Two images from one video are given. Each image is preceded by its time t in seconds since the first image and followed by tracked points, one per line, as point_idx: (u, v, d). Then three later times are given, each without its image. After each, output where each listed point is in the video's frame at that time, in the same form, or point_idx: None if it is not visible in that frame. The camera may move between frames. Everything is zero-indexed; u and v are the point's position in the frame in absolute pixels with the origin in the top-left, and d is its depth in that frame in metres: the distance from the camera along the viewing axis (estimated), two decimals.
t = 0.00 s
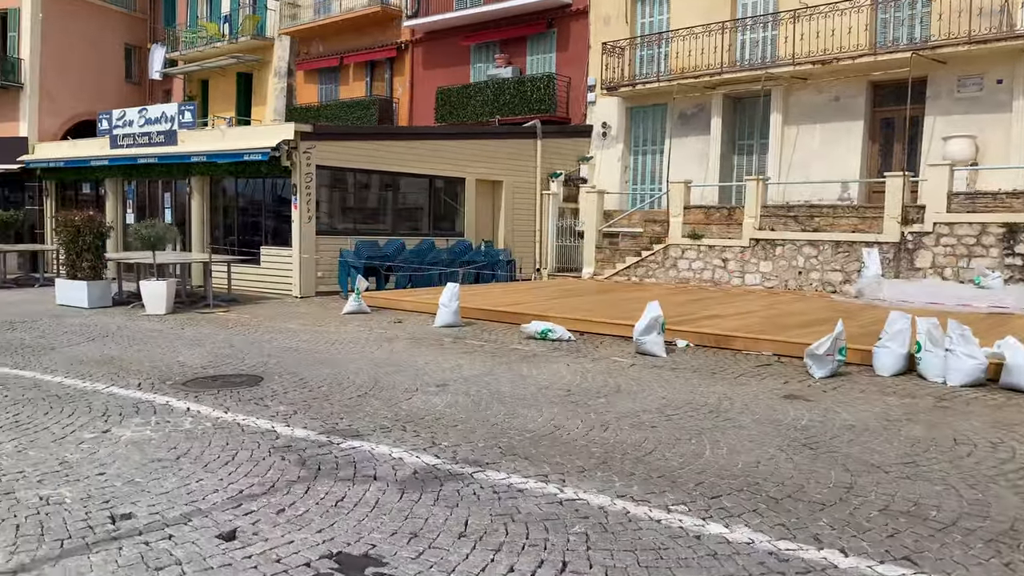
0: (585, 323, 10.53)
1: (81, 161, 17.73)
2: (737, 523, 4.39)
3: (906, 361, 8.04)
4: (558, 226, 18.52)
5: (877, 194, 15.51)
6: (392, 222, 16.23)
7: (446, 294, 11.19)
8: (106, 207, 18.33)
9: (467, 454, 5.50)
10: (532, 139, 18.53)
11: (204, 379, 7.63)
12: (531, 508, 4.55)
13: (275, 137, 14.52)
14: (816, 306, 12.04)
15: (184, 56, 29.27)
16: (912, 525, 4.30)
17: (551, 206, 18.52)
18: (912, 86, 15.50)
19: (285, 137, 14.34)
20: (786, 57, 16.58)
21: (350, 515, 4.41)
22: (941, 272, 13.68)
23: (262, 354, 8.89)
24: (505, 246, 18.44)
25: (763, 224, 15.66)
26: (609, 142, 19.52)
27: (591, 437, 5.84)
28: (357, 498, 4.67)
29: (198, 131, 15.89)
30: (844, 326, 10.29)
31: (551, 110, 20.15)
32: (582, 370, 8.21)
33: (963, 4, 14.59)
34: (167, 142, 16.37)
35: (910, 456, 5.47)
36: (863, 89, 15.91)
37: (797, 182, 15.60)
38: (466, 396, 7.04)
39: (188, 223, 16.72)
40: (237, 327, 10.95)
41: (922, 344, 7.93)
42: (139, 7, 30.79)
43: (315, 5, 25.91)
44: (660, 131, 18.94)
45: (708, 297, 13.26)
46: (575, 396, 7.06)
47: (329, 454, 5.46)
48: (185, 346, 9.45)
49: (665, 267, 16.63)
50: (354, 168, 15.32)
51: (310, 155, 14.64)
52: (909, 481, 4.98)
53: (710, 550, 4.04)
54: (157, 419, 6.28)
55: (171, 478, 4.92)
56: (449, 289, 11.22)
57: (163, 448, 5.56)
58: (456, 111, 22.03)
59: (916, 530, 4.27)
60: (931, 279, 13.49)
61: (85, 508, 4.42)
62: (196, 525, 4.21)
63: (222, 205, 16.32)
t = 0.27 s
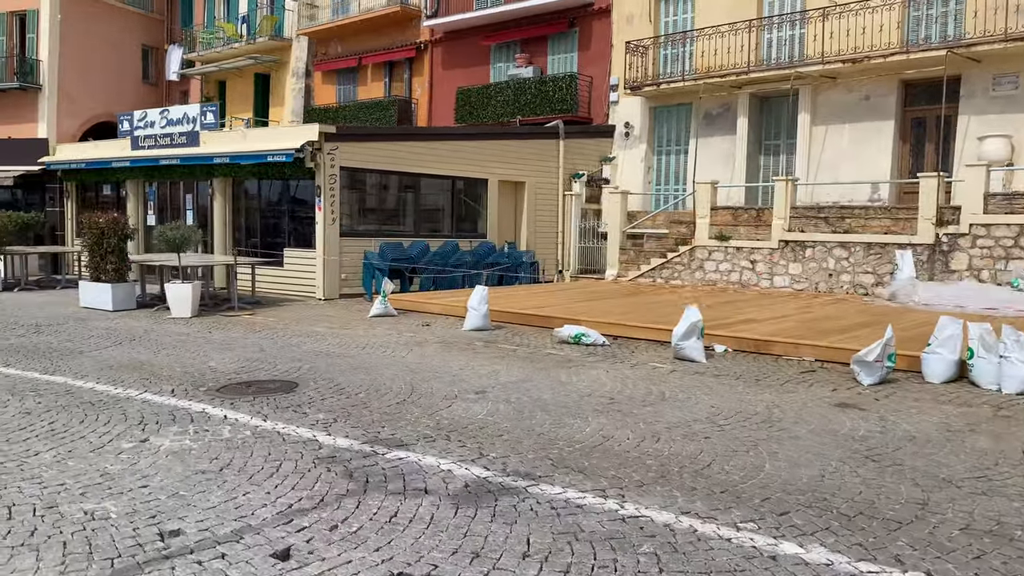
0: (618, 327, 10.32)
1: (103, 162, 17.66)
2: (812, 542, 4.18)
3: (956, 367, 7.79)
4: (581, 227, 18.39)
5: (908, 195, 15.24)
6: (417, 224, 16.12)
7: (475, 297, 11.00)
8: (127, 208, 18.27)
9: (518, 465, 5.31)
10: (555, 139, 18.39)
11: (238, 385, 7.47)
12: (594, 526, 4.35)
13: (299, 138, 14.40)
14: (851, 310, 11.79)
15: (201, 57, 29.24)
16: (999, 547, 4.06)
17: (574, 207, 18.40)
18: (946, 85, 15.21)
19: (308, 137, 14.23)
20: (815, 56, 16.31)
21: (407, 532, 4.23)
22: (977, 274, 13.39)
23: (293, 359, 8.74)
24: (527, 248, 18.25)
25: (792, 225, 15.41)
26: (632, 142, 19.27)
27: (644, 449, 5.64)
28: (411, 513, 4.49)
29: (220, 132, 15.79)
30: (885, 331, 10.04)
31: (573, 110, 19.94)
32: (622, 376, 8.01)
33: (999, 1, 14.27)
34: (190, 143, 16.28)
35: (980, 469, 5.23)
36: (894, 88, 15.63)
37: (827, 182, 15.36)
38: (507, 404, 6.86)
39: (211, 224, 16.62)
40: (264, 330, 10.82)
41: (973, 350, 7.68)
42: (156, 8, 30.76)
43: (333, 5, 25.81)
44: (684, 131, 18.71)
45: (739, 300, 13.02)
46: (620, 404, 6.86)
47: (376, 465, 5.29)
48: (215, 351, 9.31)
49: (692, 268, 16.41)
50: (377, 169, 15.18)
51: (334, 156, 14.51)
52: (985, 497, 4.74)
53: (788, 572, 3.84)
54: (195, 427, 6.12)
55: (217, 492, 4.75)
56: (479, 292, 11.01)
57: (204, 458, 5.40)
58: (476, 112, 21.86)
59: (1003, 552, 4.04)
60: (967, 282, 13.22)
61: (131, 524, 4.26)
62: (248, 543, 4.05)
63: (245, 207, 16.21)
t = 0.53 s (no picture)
0: (653, 328, 10.09)
1: (124, 162, 17.59)
2: (894, 556, 3.96)
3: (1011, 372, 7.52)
4: (604, 226, 18.09)
5: (942, 194, 14.93)
6: (442, 224, 15.97)
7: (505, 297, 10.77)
8: (148, 208, 18.19)
9: (572, 473, 5.10)
10: (578, 138, 18.16)
11: (273, 388, 7.30)
12: (662, 539, 4.14)
13: (323, 137, 14.27)
14: (889, 311, 11.52)
15: (219, 57, 29.19)
16: None
17: (597, 206, 17.99)
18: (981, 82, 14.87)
19: (333, 136, 14.10)
20: (845, 52, 16.01)
21: (466, 544, 4.03)
22: (1016, 275, 13.07)
23: (325, 361, 8.57)
24: (551, 248, 18.05)
25: (823, 224, 15.14)
26: (656, 141, 19.01)
27: (700, 456, 5.43)
28: (469, 524, 4.30)
29: (243, 131, 15.67)
30: (929, 332, 9.77)
31: (596, 108, 19.72)
32: (665, 380, 7.79)
33: None
34: (212, 142, 16.17)
35: None
36: (927, 85, 15.32)
37: (858, 181, 15.09)
38: (551, 408, 6.66)
39: (233, 224, 16.52)
40: (292, 332, 10.67)
41: None
42: (173, 8, 30.73)
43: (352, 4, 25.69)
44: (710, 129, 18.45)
45: (772, 301, 12.77)
46: (667, 408, 6.64)
47: (425, 473, 5.09)
48: (245, 352, 9.16)
49: (719, 268, 16.19)
50: (402, 168, 15.02)
51: (358, 155, 14.36)
52: None
53: None
54: (234, 432, 5.95)
55: (265, 501, 4.58)
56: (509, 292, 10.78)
57: (247, 464, 5.22)
58: (497, 110, 21.67)
59: None
60: (1005, 283, 12.91)
61: (180, 535, 4.09)
62: (303, 555, 3.87)
63: (268, 206, 16.10)
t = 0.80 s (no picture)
0: (688, 333, 9.86)
1: (144, 164, 17.49)
2: None
3: None
4: (627, 228, 17.95)
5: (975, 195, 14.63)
6: (464, 226, 15.79)
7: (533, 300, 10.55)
8: (168, 210, 18.10)
9: (627, 489, 4.89)
10: (600, 138, 17.90)
11: (306, 396, 7.12)
12: (732, 563, 3.93)
13: (346, 138, 14.13)
14: (927, 315, 11.24)
15: (236, 57, 29.12)
16: None
17: (620, 208, 17.90)
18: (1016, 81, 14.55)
19: (356, 137, 13.97)
20: (874, 51, 15.72)
21: (527, 568, 3.83)
22: None
23: (357, 367, 8.39)
24: (573, 249, 17.82)
25: (853, 226, 14.86)
26: (679, 141, 18.75)
27: (758, 471, 5.20)
28: (526, 545, 4.09)
29: (265, 132, 15.54)
30: (972, 337, 9.50)
31: (618, 108, 19.48)
32: (707, 388, 7.57)
33: None
34: (233, 144, 16.05)
35: None
36: (959, 84, 15.02)
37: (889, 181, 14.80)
38: (595, 418, 6.45)
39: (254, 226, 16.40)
40: (319, 336, 10.51)
41: None
42: (189, 9, 30.70)
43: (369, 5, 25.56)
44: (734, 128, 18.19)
45: (804, 305, 12.51)
46: (716, 419, 6.42)
47: (473, 488, 4.89)
48: (273, 357, 8.98)
49: (745, 271, 15.96)
50: (424, 169, 14.85)
51: (382, 156, 14.21)
52: None
53: None
54: (271, 443, 5.77)
55: (311, 519, 4.39)
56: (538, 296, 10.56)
57: (288, 478, 5.04)
58: (516, 111, 21.46)
59: None
60: None
61: (227, 556, 3.90)
62: None
63: (289, 208, 15.97)
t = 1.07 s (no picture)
0: (719, 334, 9.60)
1: (160, 163, 17.36)
2: None
3: None
4: (648, 227, 17.75)
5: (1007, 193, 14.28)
6: (483, 225, 15.58)
7: (558, 300, 10.31)
8: (184, 209, 17.96)
9: (678, 500, 4.64)
10: (621, 136, 17.64)
11: (334, 399, 6.91)
12: None
13: (365, 136, 13.92)
14: (963, 316, 10.94)
15: (250, 57, 29.01)
16: None
17: (640, 206, 17.69)
18: None
19: (376, 135, 13.75)
20: (902, 47, 15.39)
21: None
22: None
23: (383, 369, 8.17)
24: (593, 249, 17.56)
25: (882, 225, 14.55)
26: (700, 138, 18.45)
27: (814, 481, 4.94)
28: (579, 561, 3.84)
29: (282, 130, 15.36)
30: (1016, 339, 9.18)
31: (638, 106, 19.21)
32: (747, 392, 7.31)
33: None
34: (251, 142, 15.89)
35: None
36: (990, 80, 14.67)
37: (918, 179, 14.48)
38: (635, 423, 6.20)
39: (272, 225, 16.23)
40: (341, 337, 10.30)
41: None
42: (203, 8, 30.61)
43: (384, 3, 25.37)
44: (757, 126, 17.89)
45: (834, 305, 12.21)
46: (761, 425, 6.16)
47: (516, 498, 4.64)
48: (296, 359, 8.78)
49: (770, 271, 15.68)
50: (444, 167, 14.64)
51: (401, 155, 14.00)
52: None
53: None
54: (302, 449, 5.56)
55: (349, 531, 4.16)
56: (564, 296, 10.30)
57: (322, 487, 4.82)
58: (534, 109, 21.22)
59: None
60: None
61: (265, 573, 3.68)
62: None
63: (307, 207, 15.79)
